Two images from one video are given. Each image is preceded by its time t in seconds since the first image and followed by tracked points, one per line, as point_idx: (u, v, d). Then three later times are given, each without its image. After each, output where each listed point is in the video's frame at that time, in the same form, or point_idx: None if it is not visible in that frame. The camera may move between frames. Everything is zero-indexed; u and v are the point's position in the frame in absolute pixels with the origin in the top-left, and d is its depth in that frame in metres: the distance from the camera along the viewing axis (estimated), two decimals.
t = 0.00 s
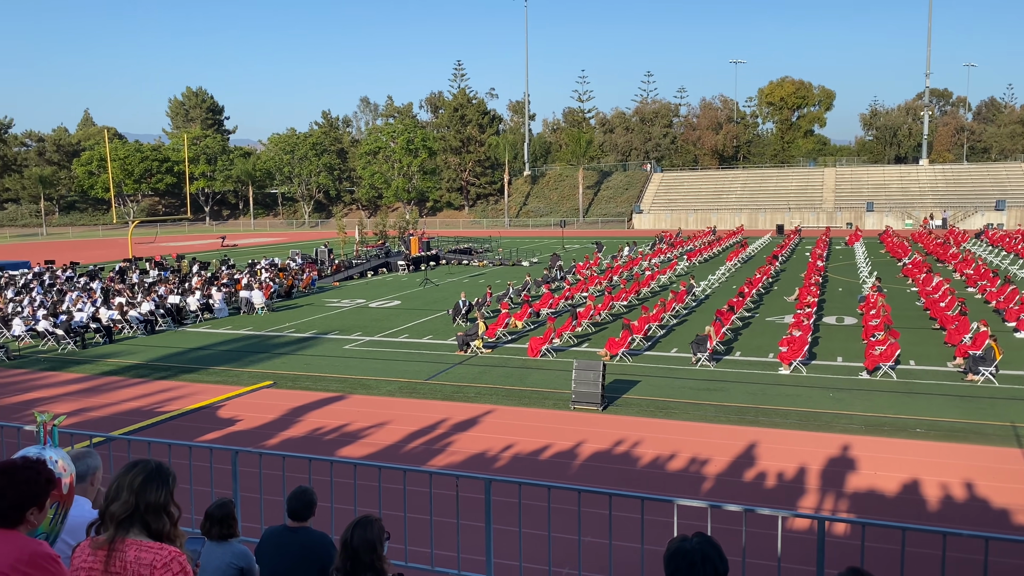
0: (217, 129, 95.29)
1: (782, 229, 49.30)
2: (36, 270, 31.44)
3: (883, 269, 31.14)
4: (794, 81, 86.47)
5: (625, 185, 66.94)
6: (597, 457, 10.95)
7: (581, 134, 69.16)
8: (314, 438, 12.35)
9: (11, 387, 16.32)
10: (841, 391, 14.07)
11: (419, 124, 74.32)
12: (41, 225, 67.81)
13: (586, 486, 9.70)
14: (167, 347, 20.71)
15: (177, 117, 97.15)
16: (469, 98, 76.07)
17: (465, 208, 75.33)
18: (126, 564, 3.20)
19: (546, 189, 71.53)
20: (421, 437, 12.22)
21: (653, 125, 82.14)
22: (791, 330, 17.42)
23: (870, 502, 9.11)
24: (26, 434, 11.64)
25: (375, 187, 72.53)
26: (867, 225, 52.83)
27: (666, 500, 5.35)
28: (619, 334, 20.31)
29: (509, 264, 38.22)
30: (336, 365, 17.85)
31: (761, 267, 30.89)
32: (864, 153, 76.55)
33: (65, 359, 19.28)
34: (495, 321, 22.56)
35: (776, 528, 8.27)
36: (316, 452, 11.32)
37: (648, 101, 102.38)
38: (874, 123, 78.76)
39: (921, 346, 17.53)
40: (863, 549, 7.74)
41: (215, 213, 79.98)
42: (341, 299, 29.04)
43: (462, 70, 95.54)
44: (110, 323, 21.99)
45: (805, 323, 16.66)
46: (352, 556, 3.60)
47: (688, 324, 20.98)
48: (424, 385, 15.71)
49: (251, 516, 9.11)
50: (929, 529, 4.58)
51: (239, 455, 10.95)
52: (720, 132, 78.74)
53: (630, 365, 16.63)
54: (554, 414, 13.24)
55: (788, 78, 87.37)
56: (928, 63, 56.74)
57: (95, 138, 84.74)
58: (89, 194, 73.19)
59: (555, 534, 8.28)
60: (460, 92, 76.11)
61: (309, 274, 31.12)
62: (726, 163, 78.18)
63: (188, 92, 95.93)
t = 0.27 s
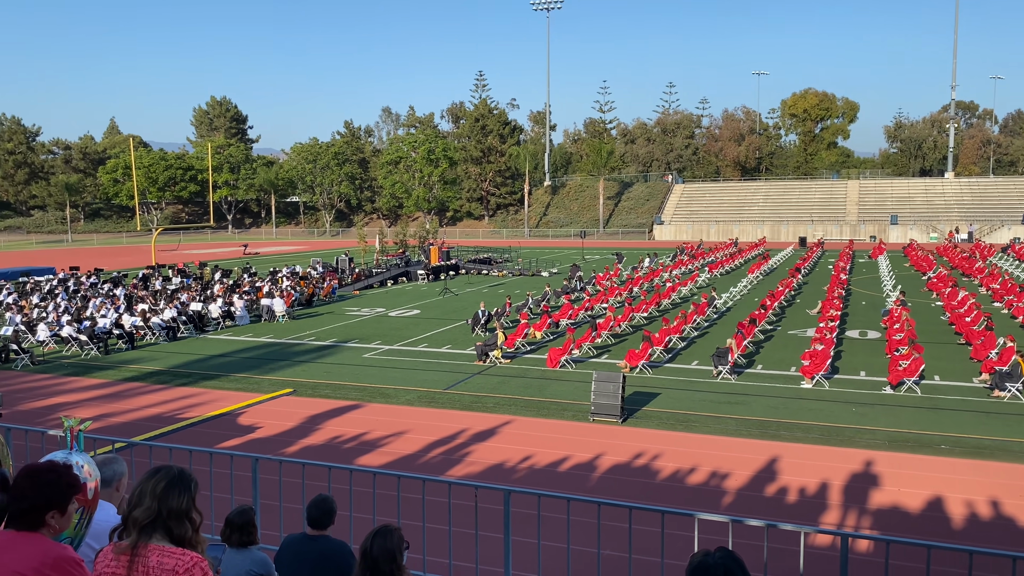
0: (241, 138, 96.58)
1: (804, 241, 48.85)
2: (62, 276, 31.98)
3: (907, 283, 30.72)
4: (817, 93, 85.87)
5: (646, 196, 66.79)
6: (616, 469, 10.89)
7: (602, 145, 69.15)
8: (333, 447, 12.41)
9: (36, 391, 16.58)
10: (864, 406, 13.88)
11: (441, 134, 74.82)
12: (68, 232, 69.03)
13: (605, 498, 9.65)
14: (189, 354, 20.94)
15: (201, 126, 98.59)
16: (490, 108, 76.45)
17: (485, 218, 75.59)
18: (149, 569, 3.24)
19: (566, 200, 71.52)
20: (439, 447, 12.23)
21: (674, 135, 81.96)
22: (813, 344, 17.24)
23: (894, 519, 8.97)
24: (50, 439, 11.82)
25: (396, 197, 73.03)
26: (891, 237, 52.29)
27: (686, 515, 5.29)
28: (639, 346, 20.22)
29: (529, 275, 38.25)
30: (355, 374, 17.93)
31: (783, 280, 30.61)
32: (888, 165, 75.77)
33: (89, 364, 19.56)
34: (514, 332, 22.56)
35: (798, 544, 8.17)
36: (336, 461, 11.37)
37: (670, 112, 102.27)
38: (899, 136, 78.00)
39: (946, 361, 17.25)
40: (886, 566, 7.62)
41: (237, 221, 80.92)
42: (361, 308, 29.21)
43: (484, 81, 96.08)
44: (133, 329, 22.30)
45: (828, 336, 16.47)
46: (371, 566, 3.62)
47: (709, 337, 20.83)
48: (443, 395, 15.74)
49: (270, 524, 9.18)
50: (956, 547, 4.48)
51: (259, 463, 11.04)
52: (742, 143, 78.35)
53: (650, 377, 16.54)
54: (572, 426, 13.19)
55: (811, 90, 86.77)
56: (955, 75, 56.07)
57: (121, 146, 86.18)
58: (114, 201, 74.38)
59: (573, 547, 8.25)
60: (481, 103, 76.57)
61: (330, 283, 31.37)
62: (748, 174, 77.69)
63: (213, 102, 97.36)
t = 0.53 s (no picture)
0: (265, 149, 97.82)
1: (827, 254, 48.39)
2: (88, 283, 32.50)
3: (931, 298, 30.30)
4: (841, 106, 85.23)
5: (667, 209, 66.58)
6: (635, 483, 10.83)
7: (623, 156, 69.10)
8: (353, 456, 12.48)
9: (62, 397, 16.85)
10: (888, 422, 13.68)
11: (462, 145, 75.24)
12: (94, 240, 70.24)
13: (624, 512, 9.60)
14: (211, 362, 21.18)
15: (226, 137, 100.01)
16: (511, 120, 76.79)
17: (505, 229, 75.81)
18: None
19: (587, 212, 71.45)
20: (459, 458, 12.24)
21: (696, 148, 81.74)
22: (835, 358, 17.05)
23: (919, 537, 8.82)
24: (75, 444, 12.01)
25: (417, 208, 73.48)
26: (915, 251, 51.68)
27: (706, 529, 5.23)
28: (659, 359, 20.13)
29: (549, 286, 38.24)
30: (375, 384, 18.01)
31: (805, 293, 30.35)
32: (912, 178, 74.94)
33: (113, 371, 19.84)
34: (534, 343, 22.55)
35: (820, 561, 8.06)
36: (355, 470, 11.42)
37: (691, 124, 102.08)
38: (924, 149, 77.15)
39: (972, 378, 16.96)
40: None
41: (260, 231, 81.85)
42: (381, 317, 29.37)
43: (505, 93, 96.58)
44: (156, 337, 22.60)
45: (851, 351, 16.27)
46: None
47: (730, 350, 20.68)
48: (462, 405, 15.76)
49: (291, 532, 9.24)
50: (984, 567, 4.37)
51: (280, 471, 11.12)
52: (764, 156, 77.94)
53: (670, 391, 16.44)
54: (592, 439, 13.14)
55: (834, 102, 86.11)
56: (981, 88, 55.40)
57: (148, 156, 87.63)
58: (140, 210, 75.59)
59: (592, 560, 8.21)
60: (503, 115, 76.95)
61: (351, 292, 31.59)
62: (770, 187, 77.19)
63: (238, 113, 98.75)
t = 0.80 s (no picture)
0: (288, 159, 98.96)
1: (850, 269, 47.90)
2: (113, 291, 33.01)
3: (955, 314, 29.85)
4: (864, 120, 84.50)
5: (688, 221, 66.30)
6: (655, 497, 10.75)
7: (644, 169, 68.97)
8: (371, 465, 12.52)
9: (85, 404, 17.10)
10: (912, 438, 13.46)
11: (483, 157, 75.62)
12: (120, 248, 71.39)
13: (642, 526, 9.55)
14: (232, 370, 21.38)
15: (250, 147, 101.32)
16: (532, 132, 77.09)
17: (525, 240, 75.97)
18: None
19: (607, 224, 71.35)
20: (477, 469, 12.24)
21: (717, 160, 81.46)
22: (858, 373, 16.83)
23: (943, 556, 8.67)
24: (99, 451, 12.18)
25: (438, 219, 73.90)
26: (940, 266, 50.70)
27: (725, 544, 5.16)
28: (680, 372, 19.99)
29: (568, 298, 38.22)
30: (394, 393, 18.08)
31: (827, 308, 30.07)
32: (936, 192, 74.07)
33: (135, 379, 20.10)
34: (553, 354, 22.51)
35: None
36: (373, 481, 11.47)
37: (712, 137, 101.73)
38: (948, 163, 76.30)
39: (997, 395, 16.65)
40: None
41: (282, 240, 82.71)
42: (401, 327, 29.51)
43: (526, 105, 96.98)
44: (179, 345, 22.88)
45: (874, 366, 16.06)
46: None
47: (751, 364, 20.50)
48: (480, 416, 15.78)
49: (310, 542, 9.29)
50: None
51: (300, 481, 11.20)
52: (786, 169, 77.44)
53: (690, 404, 16.32)
54: (610, 452, 13.08)
55: (857, 116, 85.41)
56: (1007, 102, 54.72)
57: (173, 166, 88.97)
58: (164, 220, 76.76)
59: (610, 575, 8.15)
60: (523, 127, 77.30)
61: (372, 302, 31.80)
62: (792, 201, 76.63)
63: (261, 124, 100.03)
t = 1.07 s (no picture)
0: (309, 170, 99.94)
1: (871, 282, 47.41)
2: (135, 299, 33.47)
3: (979, 328, 29.41)
4: (886, 132, 83.75)
5: (707, 233, 66.00)
6: (673, 511, 10.68)
7: (663, 180, 68.81)
8: (389, 476, 12.56)
9: (108, 411, 17.32)
10: (935, 454, 13.27)
11: (502, 169, 75.89)
12: (142, 257, 72.37)
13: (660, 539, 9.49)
14: (252, 379, 21.57)
15: (272, 158, 102.49)
16: (551, 143, 77.26)
17: (543, 251, 76.05)
18: None
19: (626, 235, 71.19)
20: (494, 480, 12.24)
21: (737, 172, 81.12)
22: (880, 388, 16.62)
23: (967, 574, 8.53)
24: (121, 458, 12.33)
25: (457, 229, 74.18)
26: (963, 280, 49.98)
27: (742, 559, 5.13)
28: (699, 385, 19.87)
29: (586, 309, 38.14)
30: (412, 403, 18.13)
31: (848, 321, 29.75)
32: (960, 205, 73.16)
33: (156, 386, 20.33)
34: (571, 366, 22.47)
35: None
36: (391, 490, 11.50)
37: (732, 149, 101.36)
38: (972, 176, 75.41)
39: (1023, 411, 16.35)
40: None
41: (303, 250, 83.43)
42: (419, 337, 29.62)
43: (545, 116, 97.16)
44: (199, 353, 23.13)
45: (896, 380, 15.85)
46: None
47: (771, 378, 20.32)
48: (498, 427, 15.77)
49: (327, 551, 9.33)
50: None
51: (318, 490, 11.26)
52: (807, 182, 76.89)
53: (709, 418, 16.21)
54: (629, 465, 13.01)
55: (879, 128, 84.70)
56: None
57: (196, 176, 90.23)
58: (187, 229, 77.73)
59: None
60: (543, 138, 77.51)
61: (390, 312, 31.96)
62: (813, 214, 76.04)
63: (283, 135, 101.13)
